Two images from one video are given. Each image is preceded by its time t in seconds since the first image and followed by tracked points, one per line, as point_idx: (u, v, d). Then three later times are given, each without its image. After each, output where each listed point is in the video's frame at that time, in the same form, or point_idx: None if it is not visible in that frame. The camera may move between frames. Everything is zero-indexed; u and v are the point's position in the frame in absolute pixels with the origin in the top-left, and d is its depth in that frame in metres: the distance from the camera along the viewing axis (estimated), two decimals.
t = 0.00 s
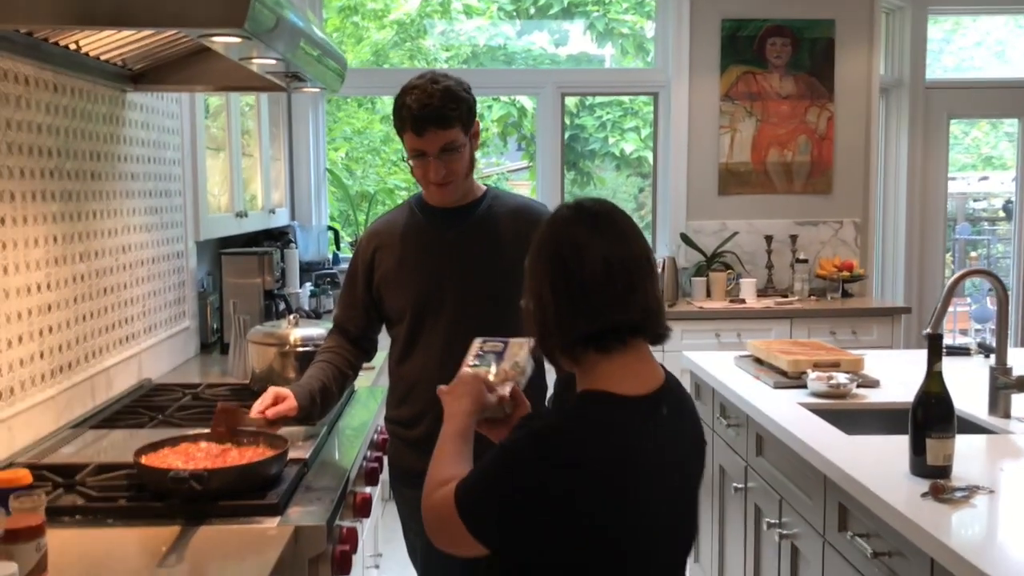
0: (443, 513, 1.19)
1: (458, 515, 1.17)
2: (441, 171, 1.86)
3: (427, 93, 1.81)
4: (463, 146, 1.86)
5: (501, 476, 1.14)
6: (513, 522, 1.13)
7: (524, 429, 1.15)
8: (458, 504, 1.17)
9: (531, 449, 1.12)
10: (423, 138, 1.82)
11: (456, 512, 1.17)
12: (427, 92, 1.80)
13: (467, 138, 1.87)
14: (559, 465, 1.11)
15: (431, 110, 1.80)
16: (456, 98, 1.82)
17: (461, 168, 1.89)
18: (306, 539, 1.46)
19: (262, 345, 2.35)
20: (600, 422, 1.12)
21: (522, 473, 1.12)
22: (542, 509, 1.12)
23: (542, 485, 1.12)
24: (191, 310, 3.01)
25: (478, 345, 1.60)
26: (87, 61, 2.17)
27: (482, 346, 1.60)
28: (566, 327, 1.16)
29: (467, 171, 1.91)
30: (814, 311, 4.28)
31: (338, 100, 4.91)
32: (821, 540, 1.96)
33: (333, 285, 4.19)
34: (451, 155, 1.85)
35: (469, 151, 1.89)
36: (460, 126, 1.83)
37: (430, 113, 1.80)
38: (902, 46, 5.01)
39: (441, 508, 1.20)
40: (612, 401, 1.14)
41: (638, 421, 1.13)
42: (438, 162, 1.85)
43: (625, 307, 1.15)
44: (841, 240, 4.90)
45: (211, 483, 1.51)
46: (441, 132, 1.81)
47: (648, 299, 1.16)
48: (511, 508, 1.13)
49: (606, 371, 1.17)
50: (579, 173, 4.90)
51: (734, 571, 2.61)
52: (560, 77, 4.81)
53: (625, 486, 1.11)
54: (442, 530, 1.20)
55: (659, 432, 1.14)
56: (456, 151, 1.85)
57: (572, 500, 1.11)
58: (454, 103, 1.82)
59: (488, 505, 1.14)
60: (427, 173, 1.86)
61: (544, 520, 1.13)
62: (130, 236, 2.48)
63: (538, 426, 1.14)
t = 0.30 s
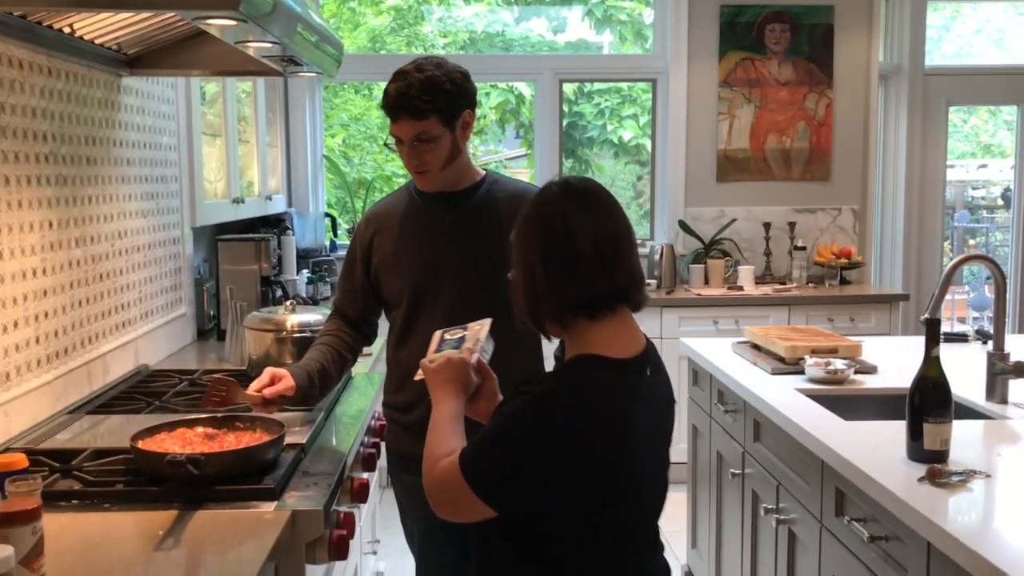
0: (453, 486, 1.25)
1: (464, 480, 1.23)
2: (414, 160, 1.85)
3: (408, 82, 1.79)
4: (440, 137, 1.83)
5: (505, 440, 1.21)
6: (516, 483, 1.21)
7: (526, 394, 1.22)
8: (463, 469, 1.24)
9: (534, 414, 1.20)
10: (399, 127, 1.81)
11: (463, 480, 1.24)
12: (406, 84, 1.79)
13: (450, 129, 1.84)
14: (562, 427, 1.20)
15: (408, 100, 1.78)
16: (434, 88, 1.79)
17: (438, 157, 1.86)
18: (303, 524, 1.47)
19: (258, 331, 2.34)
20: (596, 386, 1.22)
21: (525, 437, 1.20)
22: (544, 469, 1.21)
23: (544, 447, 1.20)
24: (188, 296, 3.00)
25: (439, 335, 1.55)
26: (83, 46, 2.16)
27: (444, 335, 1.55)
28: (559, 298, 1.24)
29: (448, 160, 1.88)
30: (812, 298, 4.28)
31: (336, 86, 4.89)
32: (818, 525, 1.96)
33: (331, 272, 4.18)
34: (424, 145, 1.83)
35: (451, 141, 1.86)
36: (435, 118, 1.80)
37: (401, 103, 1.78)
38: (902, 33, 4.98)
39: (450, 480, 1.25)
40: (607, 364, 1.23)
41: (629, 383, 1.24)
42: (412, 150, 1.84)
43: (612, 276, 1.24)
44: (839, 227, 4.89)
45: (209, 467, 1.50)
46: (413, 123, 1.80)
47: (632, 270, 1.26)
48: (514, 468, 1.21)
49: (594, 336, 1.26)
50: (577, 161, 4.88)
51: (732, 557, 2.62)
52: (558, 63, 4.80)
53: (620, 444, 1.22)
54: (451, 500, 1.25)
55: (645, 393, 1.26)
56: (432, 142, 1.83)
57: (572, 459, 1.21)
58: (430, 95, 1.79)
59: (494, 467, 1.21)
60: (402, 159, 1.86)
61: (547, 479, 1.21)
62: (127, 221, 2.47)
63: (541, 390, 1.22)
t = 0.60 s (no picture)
0: (460, 463, 1.27)
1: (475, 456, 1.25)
2: (398, 149, 1.84)
3: (390, 72, 1.77)
4: (424, 125, 1.81)
5: (516, 417, 1.24)
6: (526, 458, 1.24)
7: (534, 371, 1.25)
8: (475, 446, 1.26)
9: (544, 392, 1.23)
10: (382, 117, 1.80)
11: (474, 457, 1.26)
12: (387, 73, 1.77)
13: (433, 118, 1.82)
14: (571, 404, 1.24)
15: (389, 90, 1.76)
16: (416, 77, 1.77)
17: (424, 146, 1.84)
18: (299, 514, 1.46)
19: (250, 323, 2.33)
20: (601, 362, 1.26)
21: (536, 415, 1.23)
22: (553, 445, 1.24)
23: (554, 423, 1.24)
24: (179, 289, 2.98)
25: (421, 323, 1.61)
26: (67, 37, 2.13)
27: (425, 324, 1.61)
28: (565, 282, 1.26)
29: (434, 148, 1.86)
30: (804, 281, 4.29)
31: (323, 76, 4.86)
32: (814, 506, 1.97)
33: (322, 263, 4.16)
34: (408, 134, 1.82)
35: (436, 129, 1.84)
36: (417, 107, 1.78)
37: (382, 93, 1.77)
38: (890, 15, 4.98)
39: (454, 458, 1.28)
40: (610, 342, 1.28)
41: (629, 361, 1.29)
42: (396, 139, 1.83)
43: (615, 257, 1.26)
44: (830, 210, 4.89)
45: (203, 459, 1.50)
46: (395, 113, 1.78)
47: (632, 250, 1.29)
48: (524, 445, 1.24)
49: (596, 314, 1.29)
50: (567, 148, 4.87)
51: (728, 541, 2.63)
52: (547, 50, 4.78)
53: (623, 420, 1.27)
54: (457, 478, 1.28)
55: (643, 371, 1.31)
56: (415, 131, 1.81)
57: (579, 435, 1.25)
58: (412, 84, 1.77)
59: (504, 444, 1.24)
60: (388, 149, 1.85)
61: (554, 454, 1.25)
62: (116, 215, 2.45)
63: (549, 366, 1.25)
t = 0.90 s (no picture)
0: (457, 429, 1.29)
1: (474, 427, 1.27)
2: (386, 136, 1.82)
3: (376, 59, 1.75)
4: (411, 112, 1.80)
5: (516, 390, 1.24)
6: (525, 430, 1.25)
7: (533, 345, 1.26)
8: (473, 417, 1.27)
9: (543, 365, 1.24)
10: (368, 104, 1.78)
11: (473, 427, 1.27)
12: (374, 59, 1.75)
13: (419, 104, 1.80)
14: (569, 378, 1.25)
15: (376, 76, 1.74)
16: (403, 64, 1.75)
17: (412, 132, 1.83)
18: (292, 504, 1.46)
19: (238, 314, 2.32)
20: (599, 336, 1.27)
21: (535, 389, 1.24)
22: (551, 418, 1.25)
23: (553, 397, 1.25)
24: (165, 283, 2.96)
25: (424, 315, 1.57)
26: (46, 28, 2.09)
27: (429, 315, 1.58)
28: (572, 263, 1.26)
29: (421, 135, 1.85)
30: (790, 264, 4.31)
31: (305, 67, 4.83)
32: (805, 487, 1.98)
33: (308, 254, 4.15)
34: (395, 121, 1.80)
35: (423, 116, 1.82)
36: (404, 94, 1.76)
37: (369, 80, 1.75)
38: None
39: (449, 424, 1.30)
40: (606, 318, 1.29)
41: (625, 337, 1.30)
42: (383, 126, 1.81)
43: (619, 238, 1.28)
44: (815, 192, 4.91)
45: (194, 452, 1.49)
46: (382, 99, 1.76)
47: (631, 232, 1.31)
48: (523, 418, 1.25)
49: (595, 294, 1.30)
50: (551, 136, 4.86)
51: (719, 523, 2.64)
52: (530, 36, 4.77)
53: (619, 395, 1.28)
54: (453, 446, 1.29)
55: (638, 346, 1.32)
56: (401, 117, 1.79)
57: (576, 409, 1.26)
58: (398, 70, 1.75)
59: (503, 416, 1.25)
60: (375, 136, 1.83)
61: (552, 428, 1.26)
62: (100, 208, 2.43)
63: (547, 340, 1.26)
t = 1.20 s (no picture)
0: (447, 426, 1.29)
1: (464, 421, 1.27)
2: (382, 129, 1.81)
3: (371, 49, 1.74)
4: (407, 103, 1.80)
5: (503, 378, 1.25)
6: (512, 419, 1.26)
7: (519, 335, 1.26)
8: (462, 411, 1.27)
9: (530, 354, 1.24)
10: (365, 96, 1.77)
11: (462, 423, 1.27)
12: (370, 50, 1.74)
13: (414, 96, 1.81)
14: (556, 368, 1.25)
15: (374, 67, 1.73)
16: (398, 54, 1.75)
17: (406, 124, 1.83)
18: (275, 499, 1.45)
19: (218, 309, 2.30)
20: (585, 325, 1.27)
21: (521, 377, 1.24)
22: (537, 406, 1.26)
23: (540, 385, 1.25)
24: (145, 277, 2.94)
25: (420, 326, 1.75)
26: (22, 20, 2.07)
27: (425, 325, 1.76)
28: (566, 253, 1.27)
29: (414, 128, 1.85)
30: (770, 256, 4.33)
31: (285, 59, 4.80)
32: (786, 478, 2.00)
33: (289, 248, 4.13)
34: (392, 113, 1.79)
35: (417, 107, 1.83)
36: (403, 85, 1.76)
37: (368, 70, 1.73)
38: None
39: (440, 422, 1.30)
40: (592, 307, 1.29)
41: (610, 326, 1.30)
42: (379, 119, 1.80)
43: (605, 228, 1.30)
44: (795, 185, 4.94)
45: (175, 448, 1.48)
46: (381, 90, 1.75)
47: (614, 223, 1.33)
48: (510, 407, 1.25)
49: (583, 284, 1.30)
50: (532, 129, 4.86)
51: (702, 514, 2.66)
52: (511, 29, 4.76)
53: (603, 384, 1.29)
54: (444, 442, 1.29)
55: (624, 335, 1.33)
56: (399, 109, 1.79)
57: (562, 398, 1.26)
58: (396, 60, 1.75)
59: (491, 405, 1.25)
60: (369, 129, 1.81)
61: (538, 417, 1.26)
62: (78, 202, 2.40)
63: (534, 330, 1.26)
